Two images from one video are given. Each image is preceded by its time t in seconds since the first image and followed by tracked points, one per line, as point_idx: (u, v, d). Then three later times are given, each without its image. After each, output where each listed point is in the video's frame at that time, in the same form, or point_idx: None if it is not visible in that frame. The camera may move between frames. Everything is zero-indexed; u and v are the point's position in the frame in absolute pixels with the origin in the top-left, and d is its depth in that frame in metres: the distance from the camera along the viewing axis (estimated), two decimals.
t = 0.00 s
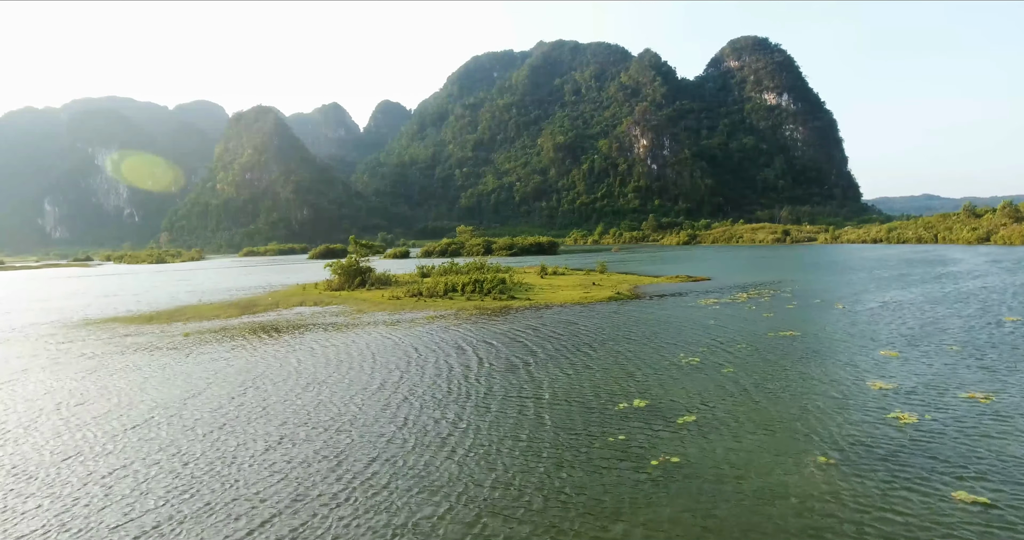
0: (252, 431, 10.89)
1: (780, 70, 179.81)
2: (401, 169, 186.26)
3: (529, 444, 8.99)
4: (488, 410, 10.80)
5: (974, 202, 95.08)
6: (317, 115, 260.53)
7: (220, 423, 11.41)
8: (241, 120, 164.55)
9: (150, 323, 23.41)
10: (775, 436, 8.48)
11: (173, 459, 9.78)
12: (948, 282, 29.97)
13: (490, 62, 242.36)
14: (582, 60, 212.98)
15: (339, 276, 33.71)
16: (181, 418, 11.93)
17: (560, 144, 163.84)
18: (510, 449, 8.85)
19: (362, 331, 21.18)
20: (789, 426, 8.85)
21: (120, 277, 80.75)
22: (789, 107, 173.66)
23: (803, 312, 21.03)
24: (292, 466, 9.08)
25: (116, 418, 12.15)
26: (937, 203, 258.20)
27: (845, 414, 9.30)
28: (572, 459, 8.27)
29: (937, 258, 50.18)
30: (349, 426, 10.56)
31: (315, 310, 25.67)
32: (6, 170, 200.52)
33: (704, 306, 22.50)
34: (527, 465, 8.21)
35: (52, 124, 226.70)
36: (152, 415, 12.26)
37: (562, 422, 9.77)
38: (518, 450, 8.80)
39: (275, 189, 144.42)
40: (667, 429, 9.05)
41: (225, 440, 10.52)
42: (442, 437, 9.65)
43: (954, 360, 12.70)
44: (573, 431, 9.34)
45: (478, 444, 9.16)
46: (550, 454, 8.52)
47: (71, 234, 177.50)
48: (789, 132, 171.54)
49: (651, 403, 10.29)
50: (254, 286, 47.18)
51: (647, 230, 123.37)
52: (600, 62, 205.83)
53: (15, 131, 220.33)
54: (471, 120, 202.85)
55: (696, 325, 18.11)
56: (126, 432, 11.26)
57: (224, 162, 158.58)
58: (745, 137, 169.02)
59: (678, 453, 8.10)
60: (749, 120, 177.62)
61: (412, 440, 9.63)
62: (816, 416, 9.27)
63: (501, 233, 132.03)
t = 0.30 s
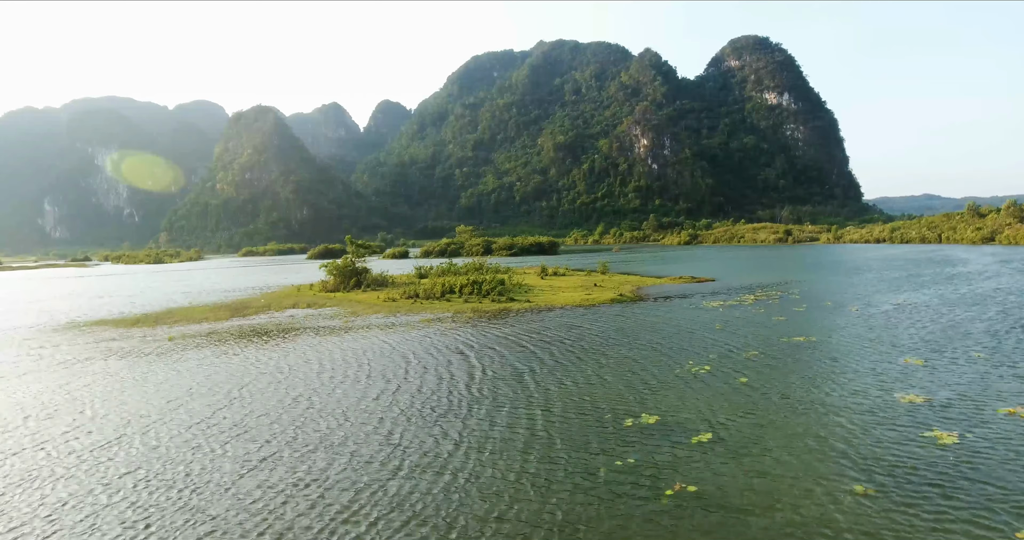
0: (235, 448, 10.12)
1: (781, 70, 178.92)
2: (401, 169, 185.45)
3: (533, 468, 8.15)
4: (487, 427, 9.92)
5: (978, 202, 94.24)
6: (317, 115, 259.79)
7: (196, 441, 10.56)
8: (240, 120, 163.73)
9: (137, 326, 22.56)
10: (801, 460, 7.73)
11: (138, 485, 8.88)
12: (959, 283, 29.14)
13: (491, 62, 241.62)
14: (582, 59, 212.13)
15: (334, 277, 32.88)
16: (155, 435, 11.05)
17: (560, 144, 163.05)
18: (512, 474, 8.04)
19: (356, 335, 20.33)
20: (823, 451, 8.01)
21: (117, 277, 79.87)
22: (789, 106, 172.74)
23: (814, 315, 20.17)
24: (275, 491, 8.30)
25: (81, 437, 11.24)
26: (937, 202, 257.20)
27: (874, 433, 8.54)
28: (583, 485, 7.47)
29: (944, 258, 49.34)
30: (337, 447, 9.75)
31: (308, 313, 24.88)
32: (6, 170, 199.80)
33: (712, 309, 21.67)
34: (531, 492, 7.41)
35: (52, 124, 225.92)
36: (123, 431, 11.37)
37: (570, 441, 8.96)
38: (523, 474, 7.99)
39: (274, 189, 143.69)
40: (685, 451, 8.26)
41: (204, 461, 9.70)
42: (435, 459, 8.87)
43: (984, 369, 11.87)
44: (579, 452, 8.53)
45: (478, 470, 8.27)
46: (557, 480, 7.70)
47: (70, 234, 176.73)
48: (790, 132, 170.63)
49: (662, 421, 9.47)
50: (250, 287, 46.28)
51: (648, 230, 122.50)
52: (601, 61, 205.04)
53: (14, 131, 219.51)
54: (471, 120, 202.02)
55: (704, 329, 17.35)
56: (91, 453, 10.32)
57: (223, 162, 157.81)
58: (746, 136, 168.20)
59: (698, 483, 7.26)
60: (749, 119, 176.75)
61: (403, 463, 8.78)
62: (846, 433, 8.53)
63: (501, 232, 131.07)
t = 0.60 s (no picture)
0: (199, 476, 9.04)
1: (781, 69, 177.86)
2: (401, 169, 184.52)
3: (536, 502, 7.14)
4: (483, 450, 8.91)
5: (983, 201, 93.08)
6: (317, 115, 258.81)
7: (158, 467, 9.50)
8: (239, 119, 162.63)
9: (120, 331, 21.59)
10: (844, 494, 6.73)
11: (86, 522, 7.84)
12: (976, 284, 27.91)
13: (491, 61, 240.71)
14: (582, 59, 211.17)
15: (329, 278, 31.87)
16: (116, 459, 9.99)
17: (560, 144, 162.20)
18: (513, 511, 7.01)
19: (347, 340, 19.32)
20: (868, 484, 6.97)
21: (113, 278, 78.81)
22: (790, 106, 171.63)
23: (827, 319, 19.20)
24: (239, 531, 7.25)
25: (35, 460, 10.18)
26: (938, 202, 255.89)
27: (920, 459, 7.51)
28: (596, 527, 6.48)
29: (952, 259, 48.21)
30: (314, 475, 8.68)
31: (299, 317, 23.83)
32: (6, 170, 199.06)
33: (720, 313, 20.62)
34: (534, 537, 6.37)
35: (52, 123, 225.06)
36: (81, 453, 10.33)
37: (577, 469, 7.95)
38: (524, 512, 6.97)
39: (273, 189, 142.79)
40: (708, 482, 7.25)
41: (163, 492, 8.62)
42: (425, 489, 7.84)
43: None
44: (590, 482, 7.52)
45: (473, 506, 7.24)
46: (565, 520, 6.68)
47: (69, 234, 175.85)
48: (790, 131, 169.55)
49: (680, 445, 8.45)
50: (243, 288, 45.18)
51: (649, 230, 121.48)
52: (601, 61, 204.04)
53: (14, 130, 218.68)
54: (471, 120, 201.04)
55: (714, 335, 16.31)
56: (41, 480, 9.28)
57: (222, 162, 156.92)
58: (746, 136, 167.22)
59: (731, 524, 6.25)
60: (750, 119, 175.69)
61: (388, 495, 7.76)
62: (890, 460, 7.50)
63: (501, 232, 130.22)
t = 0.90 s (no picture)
0: (164, 507, 8.06)
1: (782, 69, 177.07)
2: (401, 169, 183.59)
3: None
4: (484, 475, 8.06)
5: (988, 200, 92.06)
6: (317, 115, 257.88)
7: (120, 497, 8.48)
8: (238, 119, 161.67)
9: (104, 336, 20.67)
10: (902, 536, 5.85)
11: None
12: (991, 286, 26.96)
13: (491, 61, 239.85)
14: (582, 59, 210.33)
15: (324, 279, 30.97)
16: (73, 486, 8.96)
17: (560, 143, 162.08)
18: None
19: (340, 344, 18.43)
20: (926, 521, 6.09)
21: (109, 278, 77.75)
22: (791, 105, 170.70)
23: (840, 322, 18.36)
24: None
25: None
26: (938, 202, 254.99)
27: (978, 491, 6.64)
28: None
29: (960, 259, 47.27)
30: (292, 505, 7.77)
31: (291, 320, 22.91)
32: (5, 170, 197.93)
33: (728, 315, 19.72)
34: None
35: (51, 123, 223.89)
36: (39, 478, 9.29)
37: (591, 500, 7.06)
38: None
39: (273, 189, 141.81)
40: (742, 517, 6.38)
41: (119, 527, 7.64)
42: (416, 523, 7.00)
43: None
44: (607, 517, 6.65)
45: None
46: None
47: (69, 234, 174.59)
48: (791, 131, 168.70)
49: (703, 470, 7.58)
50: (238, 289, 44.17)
51: (649, 230, 120.58)
52: (602, 60, 203.10)
53: (14, 131, 217.60)
54: (471, 120, 200.07)
55: (725, 340, 15.45)
56: None
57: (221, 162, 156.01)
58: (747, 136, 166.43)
59: None
60: (751, 118, 174.83)
61: (377, 529, 6.89)
62: (943, 494, 6.60)
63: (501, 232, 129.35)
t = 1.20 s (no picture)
0: None
1: (783, 68, 176.19)
2: (401, 169, 182.77)
3: None
4: (484, 507, 7.19)
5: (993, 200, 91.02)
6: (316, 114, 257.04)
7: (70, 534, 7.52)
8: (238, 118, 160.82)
9: (86, 341, 19.74)
10: None
11: None
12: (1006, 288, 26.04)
13: (491, 61, 239.01)
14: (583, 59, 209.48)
15: (319, 280, 30.12)
16: (24, 518, 8.05)
17: (561, 143, 161.14)
18: None
19: (332, 350, 17.52)
20: None
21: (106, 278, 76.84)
22: (792, 105, 169.70)
23: (855, 326, 17.48)
24: None
25: None
26: (938, 202, 254.11)
27: None
28: None
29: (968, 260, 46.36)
30: None
31: (283, 323, 22.01)
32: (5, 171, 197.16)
33: (737, 318, 18.83)
34: None
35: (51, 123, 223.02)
36: None
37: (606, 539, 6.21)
38: None
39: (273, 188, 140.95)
40: None
41: None
42: None
43: None
44: None
45: None
46: None
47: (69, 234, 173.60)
48: (792, 130, 167.76)
49: (730, 502, 6.72)
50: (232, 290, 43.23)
51: (650, 230, 119.70)
52: (602, 60, 202.20)
53: (14, 130, 216.69)
54: (471, 119, 199.20)
55: (738, 346, 14.56)
56: None
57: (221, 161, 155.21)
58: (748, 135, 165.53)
59: None
60: (751, 118, 173.96)
61: None
62: (1007, 534, 5.77)
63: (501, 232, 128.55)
